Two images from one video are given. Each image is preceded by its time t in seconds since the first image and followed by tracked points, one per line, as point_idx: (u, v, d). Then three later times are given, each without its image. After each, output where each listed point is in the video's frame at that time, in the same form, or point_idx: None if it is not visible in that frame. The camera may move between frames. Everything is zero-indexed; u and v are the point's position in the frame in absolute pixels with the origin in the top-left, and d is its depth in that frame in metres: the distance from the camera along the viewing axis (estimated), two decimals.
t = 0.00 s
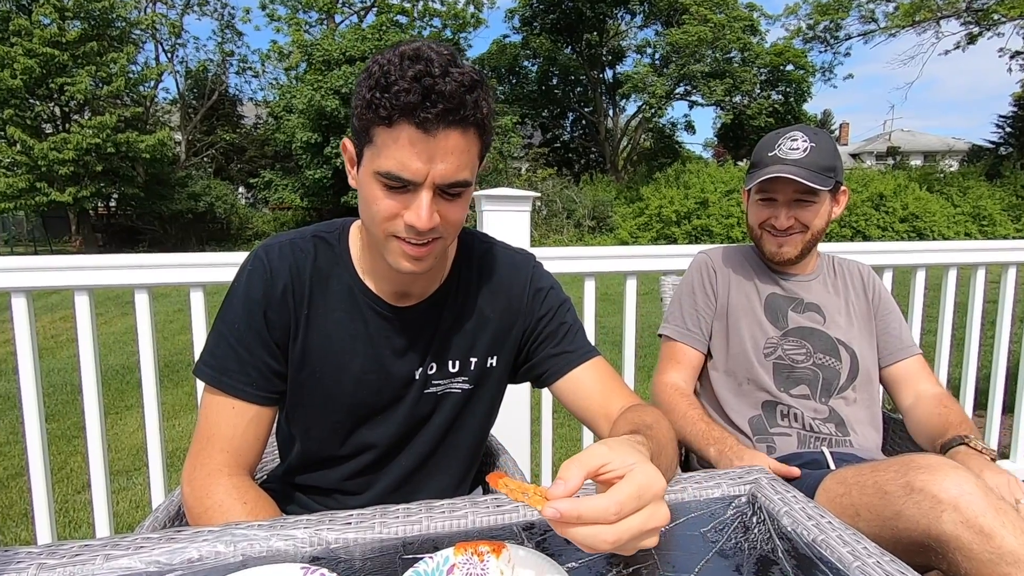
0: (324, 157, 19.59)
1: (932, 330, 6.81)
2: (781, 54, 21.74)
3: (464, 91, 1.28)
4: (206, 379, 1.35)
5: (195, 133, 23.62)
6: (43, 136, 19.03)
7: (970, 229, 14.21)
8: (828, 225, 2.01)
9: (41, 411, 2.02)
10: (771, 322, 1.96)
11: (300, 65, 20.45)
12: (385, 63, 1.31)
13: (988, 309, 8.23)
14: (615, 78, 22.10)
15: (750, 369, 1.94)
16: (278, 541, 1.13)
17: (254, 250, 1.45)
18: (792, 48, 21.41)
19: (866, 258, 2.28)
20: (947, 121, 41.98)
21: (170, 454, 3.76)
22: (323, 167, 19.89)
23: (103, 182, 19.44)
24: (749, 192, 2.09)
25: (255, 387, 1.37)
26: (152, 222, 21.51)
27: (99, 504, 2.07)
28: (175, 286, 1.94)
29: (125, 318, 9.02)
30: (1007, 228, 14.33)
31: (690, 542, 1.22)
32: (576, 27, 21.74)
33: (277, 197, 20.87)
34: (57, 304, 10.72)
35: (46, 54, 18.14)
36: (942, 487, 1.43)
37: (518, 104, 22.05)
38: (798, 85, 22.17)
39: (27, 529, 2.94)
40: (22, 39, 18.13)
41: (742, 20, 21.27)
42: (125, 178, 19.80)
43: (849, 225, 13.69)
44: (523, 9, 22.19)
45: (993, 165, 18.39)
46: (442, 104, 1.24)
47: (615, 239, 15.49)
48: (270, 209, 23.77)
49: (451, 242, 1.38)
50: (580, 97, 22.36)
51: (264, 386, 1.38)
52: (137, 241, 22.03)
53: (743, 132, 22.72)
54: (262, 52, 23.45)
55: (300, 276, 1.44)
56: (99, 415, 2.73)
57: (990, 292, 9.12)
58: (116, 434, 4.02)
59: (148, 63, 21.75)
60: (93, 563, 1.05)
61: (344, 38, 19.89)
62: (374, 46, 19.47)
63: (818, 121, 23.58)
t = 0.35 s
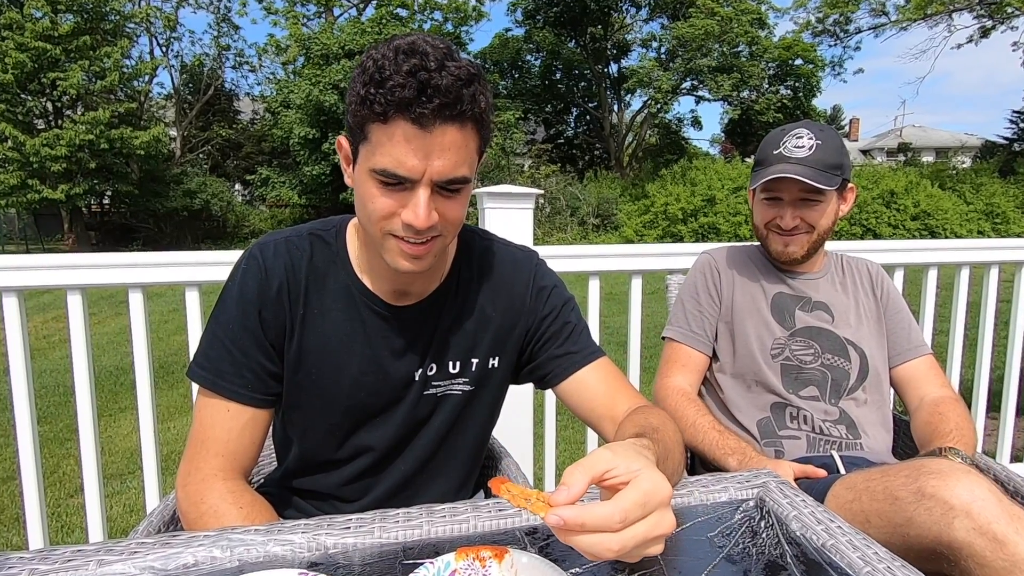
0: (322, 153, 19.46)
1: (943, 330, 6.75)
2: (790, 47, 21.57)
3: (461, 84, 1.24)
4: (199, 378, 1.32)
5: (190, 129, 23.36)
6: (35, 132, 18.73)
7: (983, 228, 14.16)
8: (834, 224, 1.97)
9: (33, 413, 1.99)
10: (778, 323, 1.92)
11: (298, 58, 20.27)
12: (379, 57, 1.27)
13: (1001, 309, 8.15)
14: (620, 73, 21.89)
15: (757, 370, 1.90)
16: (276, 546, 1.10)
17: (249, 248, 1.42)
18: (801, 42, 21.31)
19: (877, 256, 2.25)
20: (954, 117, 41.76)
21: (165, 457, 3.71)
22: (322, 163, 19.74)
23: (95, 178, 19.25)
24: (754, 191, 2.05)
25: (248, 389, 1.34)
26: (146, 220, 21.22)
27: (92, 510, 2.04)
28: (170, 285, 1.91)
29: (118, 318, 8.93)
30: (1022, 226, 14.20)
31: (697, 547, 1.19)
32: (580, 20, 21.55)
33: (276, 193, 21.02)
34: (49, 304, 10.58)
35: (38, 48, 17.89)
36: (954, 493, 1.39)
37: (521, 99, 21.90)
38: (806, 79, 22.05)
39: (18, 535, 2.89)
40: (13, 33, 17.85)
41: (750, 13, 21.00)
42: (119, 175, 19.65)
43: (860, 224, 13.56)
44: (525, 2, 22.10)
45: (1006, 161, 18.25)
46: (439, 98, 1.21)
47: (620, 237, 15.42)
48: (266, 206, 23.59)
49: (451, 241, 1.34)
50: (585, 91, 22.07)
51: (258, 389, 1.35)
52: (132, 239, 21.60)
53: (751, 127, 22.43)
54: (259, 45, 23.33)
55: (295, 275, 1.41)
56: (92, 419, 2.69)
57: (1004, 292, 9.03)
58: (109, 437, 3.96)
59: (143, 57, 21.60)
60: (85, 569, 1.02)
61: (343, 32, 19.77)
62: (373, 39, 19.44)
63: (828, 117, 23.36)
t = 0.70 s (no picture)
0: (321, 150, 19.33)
1: (956, 331, 6.68)
2: (798, 41, 21.03)
3: (491, 131, 1.12)
4: (178, 412, 1.26)
5: (186, 124, 23.45)
6: (26, 127, 18.43)
7: (997, 225, 14.14)
8: (845, 222, 1.94)
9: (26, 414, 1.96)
10: (788, 324, 1.88)
11: (296, 52, 20.17)
12: (397, 93, 1.14)
13: (1014, 308, 8.07)
14: (625, 67, 21.68)
15: (766, 372, 1.86)
16: (273, 551, 1.07)
17: (232, 269, 1.33)
18: (810, 36, 20.62)
19: (887, 256, 2.21)
20: (962, 113, 41.35)
21: (161, 460, 3.65)
22: (319, 160, 19.64)
23: (88, 175, 18.94)
24: (762, 188, 2.02)
25: (231, 420, 1.29)
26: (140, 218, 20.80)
27: (85, 516, 2.01)
28: (166, 285, 1.88)
29: (112, 319, 8.83)
30: None
31: (703, 553, 1.15)
32: (584, 13, 21.44)
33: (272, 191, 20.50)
34: (44, 304, 10.45)
35: (29, 42, 17.64)
36: (966, 497, 1.37)
37: (524, 94, 21.63)
38: (816, 74, 21.49)
39: (10, 539, 2.85)
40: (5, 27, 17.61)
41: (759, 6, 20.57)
42: (112, 172, 19.32)
43: (870, 222, 13.47)
44: None
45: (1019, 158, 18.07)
46: (468, 146, 1.08)
47: (626, 236, 15.39)
48: (263, 204, 22.86)
49: (465, 303, 1.21)
50: (588, 87, 21.99)
51: (241, 418, 1.30)
52: (125, 237, 21.25)
53: (760, 124, 22.02)
54: (256, 40, 23.17)
55: (285, 300, 1.33)
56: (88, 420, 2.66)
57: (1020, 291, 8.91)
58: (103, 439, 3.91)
59: (137, 51, 21.39)
60: None
61: (342, 26, 19.31)
62: (373, 33, 19.19)
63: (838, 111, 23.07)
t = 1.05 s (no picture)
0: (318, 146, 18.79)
1: (966, 330, 6.60)
2: (808, 35, 20.87)
3: (522, 196, 1.03)
4: (148, 474, 1.23)
5: (180, 120, 22.93)
6: (18, 123, 18.23)
7: (1010, 222, 14.01)
8: (859, 220, 1.90)
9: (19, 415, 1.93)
10: (797, 325, 1.84)
11: (293, 45, 19.89)
12: (414, 153, 1.02)
13: None
14: (630, 61, 21.07)
15: (774, 373, 1.82)
16: (270, 556, 1.04)
17: (205, 313, 1.26)
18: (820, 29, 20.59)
19: (900, 254, 2.17)
20: (971, 107, 40.91)
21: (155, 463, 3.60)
22: (317, 156, 19.14)
23: (80, 172, 18.67)
24: (775, 184, 1.98)
25: (202, 469, 1.26)
26: (134, 216, 20.54)
27: (76, 518, 1.98)
28: (161, 284, 1.85)
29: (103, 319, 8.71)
30: None
31: (711, 559, 1.12)
32: (588, 6, 20.81)
33: (269, 188, 20.13)
34: (37, 304, 10.27)
35: (21, 35, 17.31)
36: (980, 500, 1.34)
37: (527, 88, 21.26)
38: (826, 68, 21.17)
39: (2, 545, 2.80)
40: None
41: None
42: (105, 168, 19.06)
43: (881, 219, 13.42)
44: None
45: None
46: (498, 219, 0.98)
47: (631, 234, 15.38)
48: (260, 200, 22.15)
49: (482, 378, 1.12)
50: (593, 81, 21.33)
51: (218, 467, 1.28)
52: (118, 235, 21.07)
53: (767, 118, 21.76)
54: (254, 33, 22.97)
55: (267, 341, 1.27)
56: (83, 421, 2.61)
57: None
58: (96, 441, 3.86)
59: (131, 45, 21.14)
60: None
61: (341, 19, 19.01)
62: (373, 27, 18.75)
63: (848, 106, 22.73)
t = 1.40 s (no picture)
0: (318, 141, 19.03)
1: (981, 332, 6.51)
2: (818, 28, 20.73)
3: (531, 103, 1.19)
4: (153, 441, 1.22)
5: (176, 115, 22.72)
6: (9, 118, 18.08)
7: None
8: (869, 218, 1.86)
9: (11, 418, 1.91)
10: (806, 324, 1.80)
11: (291, 39, 20.49)
12: (450, 89, 1.10)
13: None
14: (636, 55, 20.79)
15: (783, 375, 1.79)
16: (266, 563, 1.00)
17: (211, 280, 1.28)
18: (830, 21, 20.38)
19: (911, 253, 2.13)
20: (980, 101, 40.51)
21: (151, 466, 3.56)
22: (316, 152, 19.32)
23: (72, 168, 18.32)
24: (783, 179, 1.94)
25: (209, 444, 1.25)
26: (127, 212, 19.80)
27: (69, 523, 1.95)
28: (155, 283, 1.82)
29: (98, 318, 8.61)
30: None
31: (720, 565, 1.08)
32: None
33: (264, 184, 20.05)
34: (30, 304, 10.13)
35: (11, 29, 17.26)
36: (995, 505, 1.31)
37: (531, 83, 20.92)
38: (836, 61, 20.98)
39: None
40: None
41: None
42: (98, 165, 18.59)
43: (893, 217, 13.31)
44: None
45: None
46: (534, 124, 1.14)
47: (637, 232, 15.35)
48: (256, 198, 21.88)
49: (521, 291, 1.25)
50: (597, 75, 21.09)
51: (223, 444, 1.27)
52: (112, 233, 20.32)
53: (776, 114, 21.40)
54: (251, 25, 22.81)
55: (270, 313, 1.28)
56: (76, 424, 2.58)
57: None
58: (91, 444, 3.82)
59: (123, 38, 20.94)
60: None
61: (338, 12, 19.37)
62: (372, 19, 19.15)
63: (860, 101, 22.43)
